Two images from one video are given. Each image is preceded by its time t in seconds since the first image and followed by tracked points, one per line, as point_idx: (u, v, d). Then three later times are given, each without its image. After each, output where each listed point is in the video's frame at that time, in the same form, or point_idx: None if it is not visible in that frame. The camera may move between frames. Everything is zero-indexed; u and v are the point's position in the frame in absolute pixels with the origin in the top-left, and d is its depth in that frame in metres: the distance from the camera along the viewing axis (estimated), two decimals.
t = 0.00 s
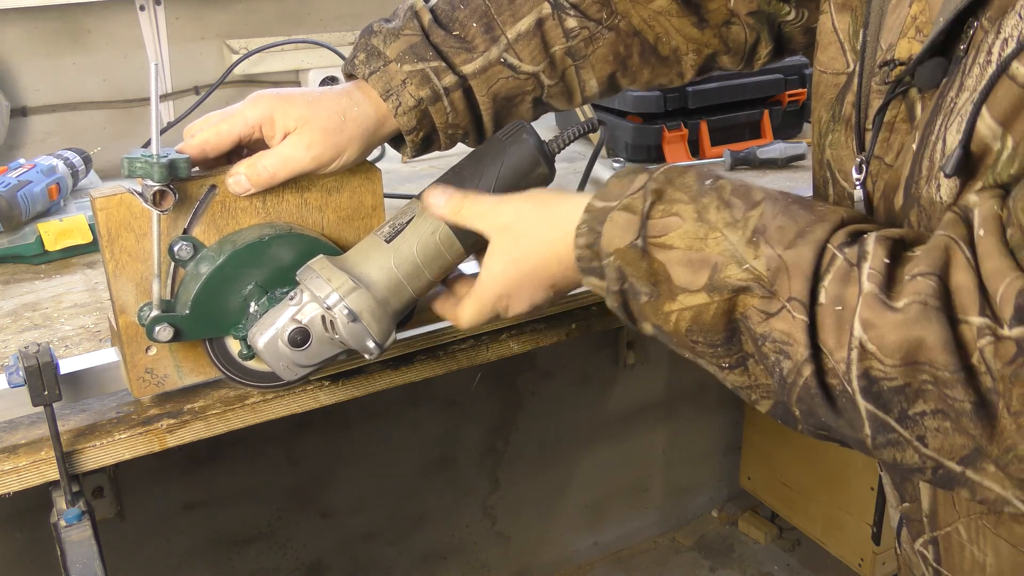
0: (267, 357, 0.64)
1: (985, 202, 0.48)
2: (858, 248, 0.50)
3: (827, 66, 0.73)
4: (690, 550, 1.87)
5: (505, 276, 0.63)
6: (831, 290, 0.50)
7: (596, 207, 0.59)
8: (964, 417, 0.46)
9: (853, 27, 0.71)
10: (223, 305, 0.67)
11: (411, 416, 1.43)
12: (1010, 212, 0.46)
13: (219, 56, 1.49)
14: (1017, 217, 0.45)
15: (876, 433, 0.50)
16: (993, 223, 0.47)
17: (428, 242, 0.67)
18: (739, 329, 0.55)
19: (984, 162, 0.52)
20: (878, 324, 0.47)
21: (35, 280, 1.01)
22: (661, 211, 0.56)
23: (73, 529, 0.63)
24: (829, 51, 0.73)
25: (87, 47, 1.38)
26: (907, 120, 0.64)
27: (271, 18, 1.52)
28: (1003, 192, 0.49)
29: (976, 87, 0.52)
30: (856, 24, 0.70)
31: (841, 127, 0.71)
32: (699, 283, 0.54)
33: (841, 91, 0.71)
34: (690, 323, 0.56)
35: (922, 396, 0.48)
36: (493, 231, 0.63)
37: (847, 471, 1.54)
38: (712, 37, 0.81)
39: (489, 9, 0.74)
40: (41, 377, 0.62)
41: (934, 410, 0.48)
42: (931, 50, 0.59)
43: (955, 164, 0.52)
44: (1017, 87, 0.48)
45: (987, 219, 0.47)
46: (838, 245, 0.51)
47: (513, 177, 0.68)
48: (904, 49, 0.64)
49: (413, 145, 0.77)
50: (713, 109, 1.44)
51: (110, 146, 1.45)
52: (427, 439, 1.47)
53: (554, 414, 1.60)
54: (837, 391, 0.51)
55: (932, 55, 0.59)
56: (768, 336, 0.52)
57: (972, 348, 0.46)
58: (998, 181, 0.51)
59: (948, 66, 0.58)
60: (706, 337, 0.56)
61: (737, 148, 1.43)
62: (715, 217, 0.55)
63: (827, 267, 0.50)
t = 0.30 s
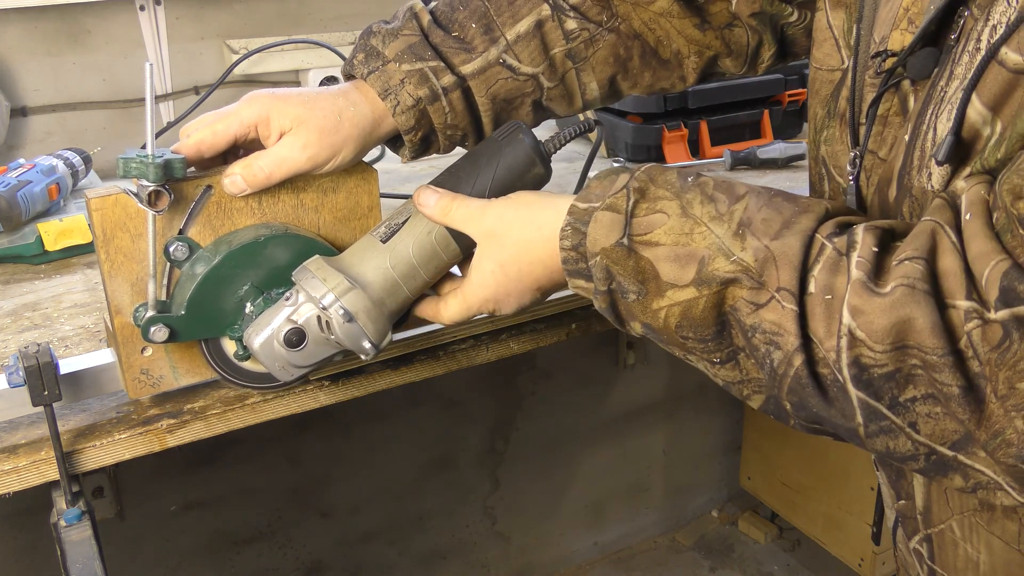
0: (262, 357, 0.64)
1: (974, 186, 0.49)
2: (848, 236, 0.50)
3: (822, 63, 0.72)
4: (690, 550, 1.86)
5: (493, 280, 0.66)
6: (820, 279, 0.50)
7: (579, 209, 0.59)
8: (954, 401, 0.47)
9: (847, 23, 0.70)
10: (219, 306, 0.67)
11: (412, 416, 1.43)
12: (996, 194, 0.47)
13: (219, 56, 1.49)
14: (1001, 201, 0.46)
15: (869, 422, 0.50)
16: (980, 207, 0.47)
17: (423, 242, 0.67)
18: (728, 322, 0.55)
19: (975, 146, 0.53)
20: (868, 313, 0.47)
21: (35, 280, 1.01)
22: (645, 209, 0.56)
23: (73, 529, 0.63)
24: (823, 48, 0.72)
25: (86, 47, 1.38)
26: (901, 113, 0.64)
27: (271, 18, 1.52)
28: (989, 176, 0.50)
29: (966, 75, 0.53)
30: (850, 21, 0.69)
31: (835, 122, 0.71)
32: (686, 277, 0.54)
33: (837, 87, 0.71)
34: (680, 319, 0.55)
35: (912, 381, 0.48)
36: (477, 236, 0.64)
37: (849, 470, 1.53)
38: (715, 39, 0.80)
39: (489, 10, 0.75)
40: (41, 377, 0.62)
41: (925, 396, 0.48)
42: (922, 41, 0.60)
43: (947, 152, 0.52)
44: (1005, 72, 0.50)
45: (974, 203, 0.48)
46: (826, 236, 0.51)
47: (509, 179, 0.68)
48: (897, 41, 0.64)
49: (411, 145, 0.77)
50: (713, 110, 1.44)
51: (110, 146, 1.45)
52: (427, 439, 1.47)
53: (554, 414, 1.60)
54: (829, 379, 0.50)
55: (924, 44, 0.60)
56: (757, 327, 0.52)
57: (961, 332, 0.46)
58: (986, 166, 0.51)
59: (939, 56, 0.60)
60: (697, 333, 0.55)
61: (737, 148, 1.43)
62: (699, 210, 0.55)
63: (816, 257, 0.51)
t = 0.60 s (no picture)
0: (261, 358, 0.64)
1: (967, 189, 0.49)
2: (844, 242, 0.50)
3: (818, 63, 0.72)
4: (690, 550, 1.86)
5: (487, 290, 0.66)
6: (815, 287, 0.50)
7: (573, 219, 0.59)
8: (945, 404, 0.47)
9: (842, 23, 0.70)
10: (217, 307, 0.67)
11: (411, 416, 1.43)
12: (987, 199, 0.47)
13: (219, 56, 1.49)
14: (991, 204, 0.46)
15: (864, 425, 0.50)
16: (971, 211, 0.47)
17: (422, 243, 0.67)
18: (724, 329, 0.55)
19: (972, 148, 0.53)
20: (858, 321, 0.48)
21: (35, 280, 1.01)
22: (638, 218, 0.56)
23: (73, 529, 0.63)
24: (818, 48, 0.72)
25: (86, 46, 1.38)
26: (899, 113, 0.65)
27: (271, 18, 1.52)
28: (982, 179, 0.49)
29: (960, 79, 0.53)
30: (844, 21, 0.70)
31: (832, 123, 0.71)
32: (681, 286, 0.54)
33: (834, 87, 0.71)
34: (676, 327, 0.55)
35: (905, 385, 0.48)
36: (469, 247, 0.64)
37: (849, 469, 1.53)
38: (714, 39, 0.80)
39: (488, 12, 0.75)
40: (41, 377, 0.62)
41: (918, 398, 0.48)
42: (917, 44, 0.60)
43: (941, 158, 0.52)
44: (998, 79, 0.50)
45: (964, 207, 0.47)
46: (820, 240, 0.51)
47: (508, 180, 0.67)
48: (892, 43, 0.64)
49: (410, 146, 0.77)
50: (713, 110, 1.44)
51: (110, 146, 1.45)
52: (426, 438, 1.47)
53: (553, 414, 1.60)
54: (823, 385, 0.51)
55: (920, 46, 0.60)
56: (753, 334, 0.52)
57: (951, 336, 0.46)
58: (978, 169, 0.51)
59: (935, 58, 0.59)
60: (693, 340, 0.55)
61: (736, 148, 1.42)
62: (692, 219, 0.54)
63: (810, 264, 0.51)
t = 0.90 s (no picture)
0: (259, 358, 0.64)
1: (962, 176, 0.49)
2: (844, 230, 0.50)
3: (817, 59, 0.72)
4: (690, 550, 1.86)
5: (490, 287, 0.65)
6: (814, 272, 0.50)
7: (573, 207, 0.58)
8: (938, 385, 0.47)
9: (841, 18, 0.70)
10: (216, 306, 0.67)
11: (412, 415, 1.43)
12: (981, 184, 0.47)
13: (219, 56, 1.49)
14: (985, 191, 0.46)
15: (861, 409, 0.50)
16: (965, 197, 0.47)
17: (420, 243, 0.67)
18: (724, 313, 0.55)
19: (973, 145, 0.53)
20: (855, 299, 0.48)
21: (35, 280, 1.01)
22: (639, 205, 0.56)
23: (73, 529, 0.63)
24: (818, 44, 0.72)
25: (86, 46, 1.38)
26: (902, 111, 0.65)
27: (271, 17, 1.52)
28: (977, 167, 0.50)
29: (957, 71, 0.53)
30: (842, 16, 0.70)
31: (832, 118, 0.71)
32: (682, 273, 0.54)
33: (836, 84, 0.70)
34: (677, 313, 0.55)
35: (901, 366, 0.48)
36: (470, 245, 0.64)
37: (846, 468, 1.54)
38: (718, 39, 0.80)
39: (489, 12, 0.75)
40: (41, 377, 0.62)
41: (913, 380, 0.48)
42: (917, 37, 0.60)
43: (939, 149, 0.53)
44: (994, 70, 0.50)
45: (959, 193, 0.47)
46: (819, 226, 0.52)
47: (507, 179, 0.67)
48: (892, 36, 0.64)
49: (410, 146, 0.76)
50: (713, 109, 1.44)
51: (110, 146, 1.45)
52: (426, 438, 1.47)
53: (553, 414, 1.60)
54: (821, 369, 0.51)
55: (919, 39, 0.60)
56: (753, 319, 0.52)
57: (943, 320, 0.46)
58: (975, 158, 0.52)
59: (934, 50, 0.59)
60: (694, 326, 0.55)
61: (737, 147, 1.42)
62: (693, 206, 0.54)
63: (810, 250, 0.51)
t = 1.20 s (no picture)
0: (258, 358, 0.64)
1: None
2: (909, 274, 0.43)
3: (829, 66, 0.75)
4: (690, 550, 1.86)
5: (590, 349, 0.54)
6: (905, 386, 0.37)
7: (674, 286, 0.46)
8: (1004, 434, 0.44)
9: (852, 27, 0.72)
10: (215, 307, 0.67)
11: (412, 416, 1.43)
12: None
13: (219, 56, 1.49)
14: None
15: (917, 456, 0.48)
16: None
17: (419, 244, 0.66)
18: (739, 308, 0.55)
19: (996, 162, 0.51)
20: (1007, 414, 0.34)
21: (35, 280, 1.01)
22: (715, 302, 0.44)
23: (73, 529, 0.63)
24: (829, 52, 0.75)
25: (86, 46, 1.38)
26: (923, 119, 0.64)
27: (271, 17, 1.52)
28: None
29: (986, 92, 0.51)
30: (856, 24, 0.71)
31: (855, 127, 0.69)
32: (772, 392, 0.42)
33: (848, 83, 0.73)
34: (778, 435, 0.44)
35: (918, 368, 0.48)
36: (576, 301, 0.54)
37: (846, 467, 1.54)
38: (715, 47, 0.82)
39: (489, 17, 0.75)
40: (41, 377, 0.62)
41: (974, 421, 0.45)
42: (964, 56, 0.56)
43: None
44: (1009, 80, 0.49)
45: None
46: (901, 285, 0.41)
47: (507, 178, 0.67)
48: (920, 43, 0.63)
49: (409, 149, 0.76)
50: (713, 110, 1.44)
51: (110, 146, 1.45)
52: (427, 439, 1.47)
53: (554, 415, 1.60)
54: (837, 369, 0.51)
55: (954, 51, 0.58)
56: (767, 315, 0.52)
57: None
58: None
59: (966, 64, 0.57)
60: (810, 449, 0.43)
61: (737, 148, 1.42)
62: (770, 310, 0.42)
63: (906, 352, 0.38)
